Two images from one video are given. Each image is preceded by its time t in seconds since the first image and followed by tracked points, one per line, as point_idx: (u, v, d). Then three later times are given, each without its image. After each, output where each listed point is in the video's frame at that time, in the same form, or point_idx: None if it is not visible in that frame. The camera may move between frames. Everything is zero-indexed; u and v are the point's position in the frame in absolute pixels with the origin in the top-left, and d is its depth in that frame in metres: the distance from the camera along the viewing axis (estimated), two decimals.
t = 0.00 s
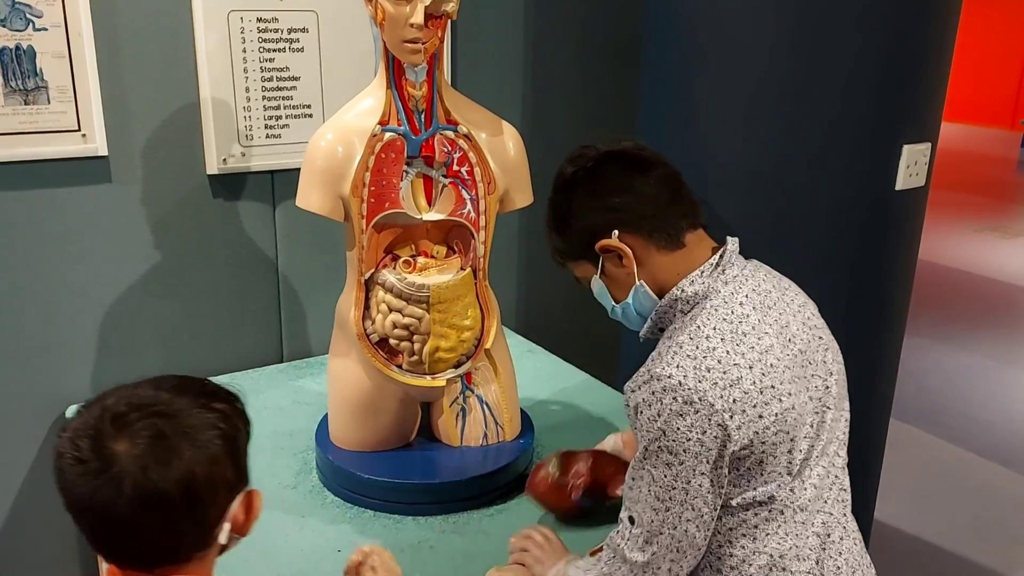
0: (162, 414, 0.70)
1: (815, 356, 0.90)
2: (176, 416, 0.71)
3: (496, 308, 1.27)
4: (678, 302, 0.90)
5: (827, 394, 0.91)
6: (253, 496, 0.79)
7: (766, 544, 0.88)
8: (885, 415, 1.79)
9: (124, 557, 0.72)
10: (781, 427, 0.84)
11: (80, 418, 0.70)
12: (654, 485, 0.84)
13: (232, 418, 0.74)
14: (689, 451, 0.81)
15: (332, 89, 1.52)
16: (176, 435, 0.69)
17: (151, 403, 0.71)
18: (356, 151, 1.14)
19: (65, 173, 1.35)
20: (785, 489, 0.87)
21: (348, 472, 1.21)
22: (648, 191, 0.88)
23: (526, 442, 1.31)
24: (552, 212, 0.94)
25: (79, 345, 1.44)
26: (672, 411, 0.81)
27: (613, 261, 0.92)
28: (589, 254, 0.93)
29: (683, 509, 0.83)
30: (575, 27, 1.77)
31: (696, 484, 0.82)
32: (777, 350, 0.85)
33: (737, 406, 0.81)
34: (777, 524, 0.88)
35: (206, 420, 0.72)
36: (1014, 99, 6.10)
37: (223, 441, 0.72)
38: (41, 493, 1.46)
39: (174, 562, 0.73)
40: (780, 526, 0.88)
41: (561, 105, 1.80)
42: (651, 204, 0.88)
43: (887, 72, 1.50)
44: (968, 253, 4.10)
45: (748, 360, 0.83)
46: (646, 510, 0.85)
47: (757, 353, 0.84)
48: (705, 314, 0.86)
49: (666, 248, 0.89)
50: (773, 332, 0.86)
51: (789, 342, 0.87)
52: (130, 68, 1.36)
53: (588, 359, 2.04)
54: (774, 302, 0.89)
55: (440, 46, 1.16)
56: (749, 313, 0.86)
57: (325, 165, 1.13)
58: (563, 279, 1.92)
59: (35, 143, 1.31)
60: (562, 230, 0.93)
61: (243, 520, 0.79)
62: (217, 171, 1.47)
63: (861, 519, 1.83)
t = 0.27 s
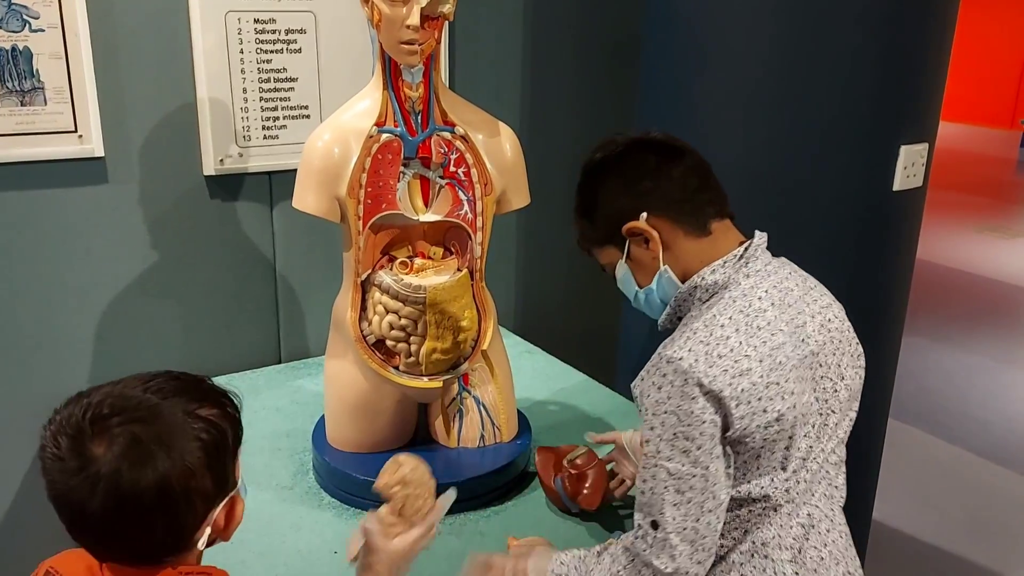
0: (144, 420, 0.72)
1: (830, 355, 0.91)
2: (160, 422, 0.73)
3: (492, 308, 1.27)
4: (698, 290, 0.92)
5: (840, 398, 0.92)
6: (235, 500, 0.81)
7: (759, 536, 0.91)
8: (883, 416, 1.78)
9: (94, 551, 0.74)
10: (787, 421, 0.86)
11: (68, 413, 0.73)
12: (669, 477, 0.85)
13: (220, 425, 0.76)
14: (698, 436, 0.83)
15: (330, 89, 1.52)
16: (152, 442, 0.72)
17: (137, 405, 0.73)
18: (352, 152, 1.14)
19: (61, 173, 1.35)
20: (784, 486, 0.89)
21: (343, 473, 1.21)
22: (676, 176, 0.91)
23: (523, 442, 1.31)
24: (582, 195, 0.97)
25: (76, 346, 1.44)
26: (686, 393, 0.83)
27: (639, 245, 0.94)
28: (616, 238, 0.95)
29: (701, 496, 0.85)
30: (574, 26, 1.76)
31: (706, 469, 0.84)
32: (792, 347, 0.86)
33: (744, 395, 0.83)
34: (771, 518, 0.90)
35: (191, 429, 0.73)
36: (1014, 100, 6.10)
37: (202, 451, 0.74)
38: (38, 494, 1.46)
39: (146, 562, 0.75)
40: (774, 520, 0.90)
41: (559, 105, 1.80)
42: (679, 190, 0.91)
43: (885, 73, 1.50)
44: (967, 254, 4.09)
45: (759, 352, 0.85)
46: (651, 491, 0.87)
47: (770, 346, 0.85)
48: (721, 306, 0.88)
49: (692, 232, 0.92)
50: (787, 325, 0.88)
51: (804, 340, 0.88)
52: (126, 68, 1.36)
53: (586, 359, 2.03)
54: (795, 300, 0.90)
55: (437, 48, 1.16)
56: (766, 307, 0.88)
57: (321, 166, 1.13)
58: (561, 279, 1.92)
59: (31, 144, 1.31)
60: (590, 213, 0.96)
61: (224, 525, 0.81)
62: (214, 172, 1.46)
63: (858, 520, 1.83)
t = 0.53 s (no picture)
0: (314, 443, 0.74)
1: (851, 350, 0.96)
2: (330, 442, 0.75)
3: (494, 305, 1.26)
4: (735, 273, 0.95)
5: (857, 390, 0.97)
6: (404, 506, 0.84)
7: (776, 523, 0.95)
8: (884, 413, 1.78)
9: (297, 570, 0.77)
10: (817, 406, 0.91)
11: (247, 436, 0.76)
12: (697, 452, 0.87)
13: (376, 435, 0.78)
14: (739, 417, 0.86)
15: (330, 85, 1.52)
16: (307, 465, 0.73)
17: (292, 428, 0.75)
18: (353, 148, 1.14)
19: (61, 170, 1.35)
20: (809, 473, 0.94)
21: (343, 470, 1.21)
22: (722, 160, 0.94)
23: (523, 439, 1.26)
24: (618, 171, 0.98)
25: (75, 343, 1.43)
26: (729, 373, 0.86)
27: (675, 223, 0.96)
28: (652, 215, 0.97)
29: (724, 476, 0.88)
30: (575, 22, 1.76)
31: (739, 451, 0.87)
32: (826, 335, 0.92)
33: (788, 378, 0.88)
34: (791, 504, 0.95)
35: (342, 446, 0.75)
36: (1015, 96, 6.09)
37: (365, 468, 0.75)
38: (38, 492, 1.46)
39: None
40: (794, 507, 0.95)
41: (560, 101, 1.80)
42: (722, 171, 0.93)
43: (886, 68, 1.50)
44: (968, 250, 4.09)
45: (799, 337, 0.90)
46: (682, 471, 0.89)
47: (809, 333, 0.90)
48: (764, 288, 0.92)
49: (731, 214, 0.95)
50: (822, 315, 0.93)
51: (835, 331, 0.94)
52: (126, 64, 1.36)
53: (587, 356, 2.03)
54: (826, 293, 0.96)
55: (437, 43, 1.15)
56: (804, 295, 0.93)
57: (322, 162, 1.13)
58: (561, 275, 1.92)
59: (30, 140, 1.30)
60: (627, 190, 0.97)
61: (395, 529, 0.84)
62: (214, 169, 1.46)
63: (859, 517, 1.83)
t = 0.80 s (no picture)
0: (428, 408, 0.73)
1: (848, 356, 0.96)
2: (437, 405, 0.74)
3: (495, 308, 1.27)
4: (725, 284, 0.96)
5: (856, 396, 0.97)
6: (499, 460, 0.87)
7: (777, 532, 0.96)
8: (886, 415, 1.78)
9: (411, 530, 0.77)
10: (811, 416, 0.91)
11: (356, 403, 0.75)
12: (691, 468, 0.90)
13: (477, 395, 0.78)
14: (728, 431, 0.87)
15: (330, 89, 1.52)
16: (425, 426, 0.73)
17: (400, 393, 0.74)
18: (353, 152, 1.14)
19: (62, 174, 1.35)
20: (808, 482, 0.95)
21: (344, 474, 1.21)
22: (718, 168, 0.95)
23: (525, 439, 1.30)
24: (614, 177, 0.99)
25: (77, 347, 1.44)
26: (716, 390, 0.87)
27: (666, 231, 0.97)
28: (644, 222, 0.97)
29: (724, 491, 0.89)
30: (575, 25, 1.76)
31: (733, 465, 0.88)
32: (816, 342, 0.92)
33: (777, 390, 0.88)
34: (792, 514, 0.95)
35: (449, 406, 0.75)
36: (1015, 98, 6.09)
37: (473, 424, 0.75)
38: (40, 496, 1.46)
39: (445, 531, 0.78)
40: (795, 516, 0.95)
41: (561, 104, 1.80)
42: (713, 179, 0.94)
43: (886, 71, 1.50)
44: (968, 251, 4.09)
45: (790, 349, 0.90)
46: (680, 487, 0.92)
47: (800, 343, 0.91)
48: (753, 300, 0.93)
49: (722, 222, 0.95)
50: (814, 324, 0.93)
51: (827, 338, 0.94)
52: (127, 68, 1.36)
53: (588, 359, 2.03)
54: (817, 299, 0.96)
55: (438, 47, 1.15)
56: (794, 304, 0.93)
57: (323, 167, 1.13)
58: (562, 278, 1.92)
59: (32, 145, 1.31)
60: (621, 196, 0.98)
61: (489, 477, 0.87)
62: (215, 172, 1.46)
63: (861, 520, 1.83)
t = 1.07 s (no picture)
0: (430, 368, 0.74)
1: (827, 356, 0.97)
2: (438, 365, 0.74)
3: (493, 310, 1.27)
4: (703, 299, 0.96)
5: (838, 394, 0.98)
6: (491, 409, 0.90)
7: (774, 538, 0.96)
8: (885, 417, 1.78)
9: (427, 490, 0.78)
10: (799, 423, 0.92)
11: (359, 375, 0.75)
12: (694, 495, 0.89)
13: (472, 352, 0.78)
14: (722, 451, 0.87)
15: (329, 92, 1.52)
16: (432, 386, 0.74)
17: (400, 358, 0.74)
18: (351, 155, 1.14)
19: (60, 178, 1.35)
20: (802, 487, 0.95)
21: (342, 476, 1.21)
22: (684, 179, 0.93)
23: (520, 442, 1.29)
24: (580, 195, 0.98)
25: (75, 350, 1.44)
26: (709, 412, 0.87)
27: (636, 247, 0.96)
28: (614, 239, 0.97)
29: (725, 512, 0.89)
30: (574, 27, 1.76)
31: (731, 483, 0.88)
32: (800, 349, 0.93)
33: (769, 406, 0.88)
34: (788, 518, 0.96)
35: (450, 364, 0.75)
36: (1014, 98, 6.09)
37: (475, 377, 0.76)
38: (39, 499, 1.46)
39: (463, 486, 0.80)
40: (791, 519, 0.95)
41: (559, 106, 1.80)
42: (680, 192, 0.93)
43: (885, 72, 1.50)
44: (967, 252, 4.09)
45: (774, 360, 0.90)
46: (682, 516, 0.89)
47: (783, 353, 0.91)
48: (733, 314, 0.93)
49: (692, 236, 0.94)
50: (795, 330, 0.94)
51: (809, 342, 0.95)
52: (125, 71, 1.36)
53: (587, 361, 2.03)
54: (794, 304, 0.97)
55: (435, 50, 1.15)
56: (773, 314, 0.94)
57: (321, 170, 1.13)
58: (560, 280, 1.92)
59: (30, 148, 1.31)
60: (590, 213, 0.97)
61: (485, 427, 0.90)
62: (214, 175, 1.46)
63: (861, 521, 1.82)
